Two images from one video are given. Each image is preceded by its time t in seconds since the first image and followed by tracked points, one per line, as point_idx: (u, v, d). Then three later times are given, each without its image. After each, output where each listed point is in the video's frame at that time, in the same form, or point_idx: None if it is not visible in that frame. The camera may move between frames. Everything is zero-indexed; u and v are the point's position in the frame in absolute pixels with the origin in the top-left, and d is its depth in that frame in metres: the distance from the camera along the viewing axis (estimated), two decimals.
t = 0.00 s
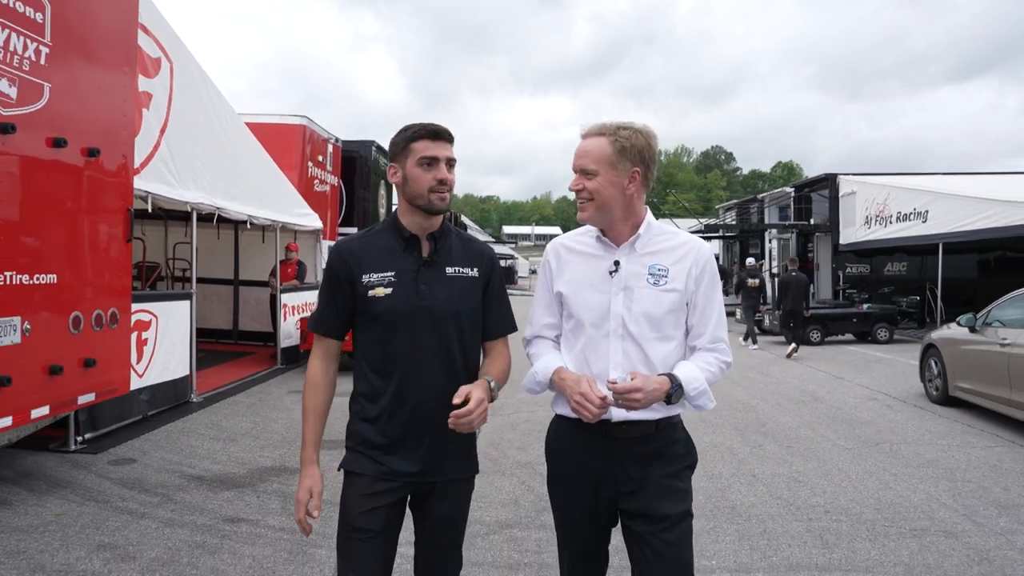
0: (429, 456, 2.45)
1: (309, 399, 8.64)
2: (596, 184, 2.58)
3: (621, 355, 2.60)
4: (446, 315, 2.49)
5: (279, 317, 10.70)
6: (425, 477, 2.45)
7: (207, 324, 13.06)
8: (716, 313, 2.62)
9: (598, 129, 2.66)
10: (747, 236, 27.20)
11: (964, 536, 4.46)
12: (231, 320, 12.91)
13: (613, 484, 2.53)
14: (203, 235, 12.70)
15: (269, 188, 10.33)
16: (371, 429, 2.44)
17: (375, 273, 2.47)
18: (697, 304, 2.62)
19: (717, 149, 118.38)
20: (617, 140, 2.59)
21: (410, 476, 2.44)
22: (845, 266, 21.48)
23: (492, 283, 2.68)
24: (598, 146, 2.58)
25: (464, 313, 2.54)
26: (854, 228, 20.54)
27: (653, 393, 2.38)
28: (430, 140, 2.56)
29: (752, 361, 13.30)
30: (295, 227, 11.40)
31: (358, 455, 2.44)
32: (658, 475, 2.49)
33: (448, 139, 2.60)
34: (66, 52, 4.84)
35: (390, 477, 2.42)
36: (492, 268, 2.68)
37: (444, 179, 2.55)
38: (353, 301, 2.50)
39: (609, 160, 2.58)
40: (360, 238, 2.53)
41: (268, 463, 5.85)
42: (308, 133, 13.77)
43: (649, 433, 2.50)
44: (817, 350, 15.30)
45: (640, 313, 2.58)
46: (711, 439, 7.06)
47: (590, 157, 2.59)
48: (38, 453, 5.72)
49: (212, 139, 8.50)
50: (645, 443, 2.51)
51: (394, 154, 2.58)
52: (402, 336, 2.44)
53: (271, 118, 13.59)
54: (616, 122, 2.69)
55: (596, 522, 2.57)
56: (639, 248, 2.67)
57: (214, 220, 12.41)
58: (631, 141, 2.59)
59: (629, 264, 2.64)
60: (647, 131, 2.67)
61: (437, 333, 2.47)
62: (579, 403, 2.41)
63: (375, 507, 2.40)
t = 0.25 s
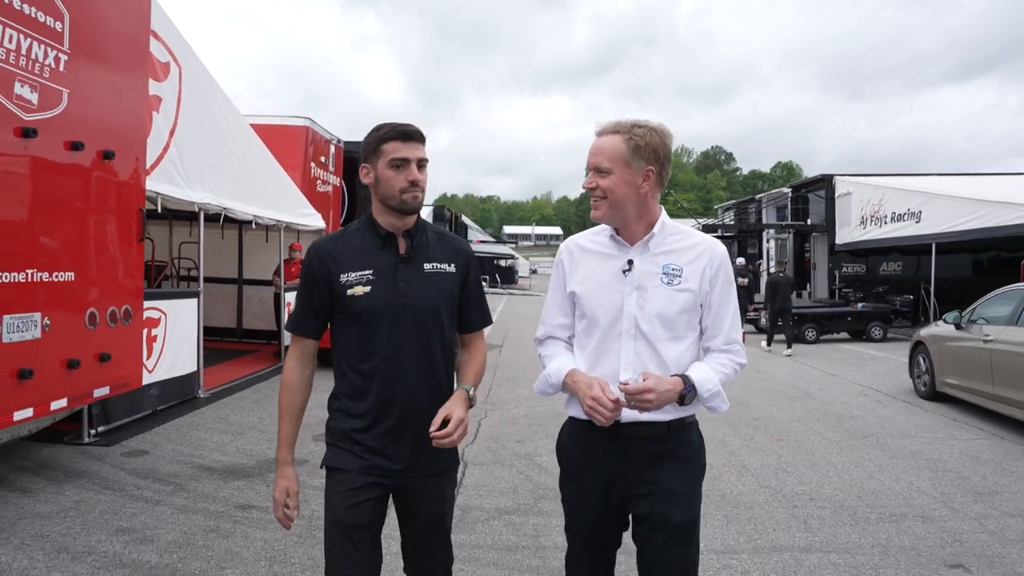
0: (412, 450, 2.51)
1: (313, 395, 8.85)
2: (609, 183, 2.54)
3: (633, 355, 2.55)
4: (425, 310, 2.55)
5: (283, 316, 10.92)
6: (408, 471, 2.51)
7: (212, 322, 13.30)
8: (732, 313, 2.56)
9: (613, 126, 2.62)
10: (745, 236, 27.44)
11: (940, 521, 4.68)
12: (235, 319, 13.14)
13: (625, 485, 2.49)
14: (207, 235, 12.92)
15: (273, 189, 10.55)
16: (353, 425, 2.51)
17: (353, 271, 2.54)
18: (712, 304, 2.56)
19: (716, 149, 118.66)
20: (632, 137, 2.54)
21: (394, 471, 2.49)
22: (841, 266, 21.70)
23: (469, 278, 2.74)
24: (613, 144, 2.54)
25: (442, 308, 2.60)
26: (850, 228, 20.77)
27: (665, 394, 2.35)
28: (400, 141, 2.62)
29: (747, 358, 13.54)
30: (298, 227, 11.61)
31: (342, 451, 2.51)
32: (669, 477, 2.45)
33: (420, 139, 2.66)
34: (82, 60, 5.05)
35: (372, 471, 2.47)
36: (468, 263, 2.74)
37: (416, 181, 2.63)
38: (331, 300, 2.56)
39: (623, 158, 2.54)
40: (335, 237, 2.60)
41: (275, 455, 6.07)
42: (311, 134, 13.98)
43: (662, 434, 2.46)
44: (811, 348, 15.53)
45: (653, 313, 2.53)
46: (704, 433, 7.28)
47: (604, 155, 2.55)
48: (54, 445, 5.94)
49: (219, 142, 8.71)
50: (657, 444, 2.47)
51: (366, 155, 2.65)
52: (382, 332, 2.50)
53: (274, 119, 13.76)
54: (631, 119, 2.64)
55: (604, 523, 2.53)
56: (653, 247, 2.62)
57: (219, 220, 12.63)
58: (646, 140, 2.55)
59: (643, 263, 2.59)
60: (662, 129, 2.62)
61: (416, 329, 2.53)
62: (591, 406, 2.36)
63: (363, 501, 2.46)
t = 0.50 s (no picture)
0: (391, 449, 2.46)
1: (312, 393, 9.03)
2: (617, 180, 2.51)
3: (644, 353, 2.52)
4: (403, 307, 2.47)
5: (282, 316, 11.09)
6: (387, 471, 2.46)
7: (211, 322, 13.47)
8: (744, 307, 2.50)
9: (619, 124, 2.59)
10: (738, 237, 27.72)
11: (916, 511, 4.89)
12: (234, 319, 13.31)
13: (638, 485, 2.46)
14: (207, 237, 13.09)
15: (272, 191, 10.72)
16: (331, 425, 2.46)
17: (329, 267, 2.45)
18: (723, 299, 2.52)
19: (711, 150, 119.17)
20: (638, 134, 2.51)
21: (373, 470, 2.44)
22: (833, 266, 21.96)
23: (447, 274, 2.66)
24: (620, 141, 2.52)
25: (420, 305, 2.52)
26: (842, 229, 21.04)
27: (670, 387, 2.32)
28: (375, 144, 2.50)
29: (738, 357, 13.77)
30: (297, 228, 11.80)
31: (321, 451, 2.46)
32: (682, 477, 2.44)
33: (396, 140, 2.54)
34: (92, 68, 5.23)
35: (350, 471, 2.43)
36: (445, 258, 2.66)
37: (388, 185, 2.51)
38: (307, 297, 2.47)
39: (629, 155, 2.51)
40: (311, 233, 2.50)
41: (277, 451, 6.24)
42: (308, 136, 14.14)
43: (675, 432, 2.45)
44: (801, 347, 15.78)
45: (663, 310, 2.50)
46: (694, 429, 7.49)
47: (611, 152, 2.52)
48: (63, 441, 6.12)
49: (220, 145, 8.89)
50: (671, 444, 2.45)
51: (341, 154, 2.55)
52: (360, 330, 2.43)
53: (271, 122, 13.93)
54: (637, 116, 2.60)
55: (615, 526, 2.46)
56: (662, 244, 2.58)
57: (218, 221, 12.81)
58: (652, 136, 2.51)
59: (652, 260, 2.56)
60: (669, 125, 2.58)
61: (393, 326, 2.45)
62: (597, 400, 2.35)
63: (345, 500, 2.44)
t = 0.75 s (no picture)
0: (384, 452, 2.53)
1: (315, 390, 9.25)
2: (612, 185, 2.56)
3: (643, 355, 2.57)
4: (402, 314, 2.56)
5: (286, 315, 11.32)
6: (383, 472, 2.53)
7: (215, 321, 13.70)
8: (738, 310, 2.52)
9: (614, 129, 2.64)
10: (736, 237, 27.95)
11: (897, 502, 5.11)
12: (238, 318, 13.54)
13: (638, 486, 2.50)
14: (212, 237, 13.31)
15: (276, 192, 10.92)
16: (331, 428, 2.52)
17: (331, 274, 2.53)
18: (719, 301, 2.54)
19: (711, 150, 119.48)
20: (632, 138, 2.56)
21: (366, 471, 2.52)
22: (830, 267, 22.17)
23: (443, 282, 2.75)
24: (615, 145, 2.57)
25: (418, 312, 2.61)
26: (838, 229, 21.25)
27: (655, 388, 2.35)
28: (381, 156, 2.56)
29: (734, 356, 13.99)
30: (301, 228, 12.01)
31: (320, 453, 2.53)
32: (679, 477, 2.49)
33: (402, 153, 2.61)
34: (109, 76, 5.46)
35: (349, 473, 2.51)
36: (441, 266, 2.74)
37: (392, 196, 2.58)
38: (309, 302, 2.54)
39: (624, 159, 2.56)
40: (313, 241, 2.57)
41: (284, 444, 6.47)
42: (311, 138, 14.34)
43: (674, 434, 2.48)
44: (796, 346, 16.01)
45: (659, 313, 2.54)
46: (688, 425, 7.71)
47: (606, 157, 2.57)
48: (78, 435, 6.35)
49: (226, 148, 9.10)
50: (671, 446, 2.49)
51: (349, 162, 2.61)
52: (360, 336, 2.51)
53: (274, 124, 14.11)
54: (633, 120, 2.65)
55: (616, 526, 2.50)
56: (660, 247, 2.62)
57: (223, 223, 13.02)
58: (646, 140, 2.55)
59: (649, 264, 2.60)
60: (663, 129, 2.62)
61: (393, 331, 2.54)
62: (585, 395, 2.43)
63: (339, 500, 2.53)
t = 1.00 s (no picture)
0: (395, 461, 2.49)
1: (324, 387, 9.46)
2: (605, 194, 2.58)
3: (643, 364, 2.57)
4: (421, 320, 2.56)
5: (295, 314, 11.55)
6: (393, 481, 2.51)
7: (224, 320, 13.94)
8: (737, 317, 2.53)
9: (606, 137, 2.64)
10: (739, 237, 28.12)
11: (887, 494, 5.30)
12: (247, 317, 13.79)
13: (643, 496, 2.53)
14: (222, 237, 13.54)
15: (286, 194, 11.12)
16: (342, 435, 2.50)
17: (354, 273, 2.52)
18: (718, 309, 2.55)
19: (716, 149, 119.53)
20: (624, 147, 2.57)
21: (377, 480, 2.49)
22: (832, 266, 22.30)
23: (463, 295, 2.76)
24: (605, 155, 2.57)
25: (436, 320, 2.61)
26: (841, 229, 21.40)
27: (660, 402, 2.33)
28: (416, 159, 2.58)
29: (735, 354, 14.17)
30: (309, 229, 12.23)
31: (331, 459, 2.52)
32: (684, 486, 2.52)
33: (437, 159, 2.63)
34: (130, 84, 5.69)
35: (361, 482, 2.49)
36: (462, 277, 2.75)
37: (422, 201, 2.61)
38: (329, 300, 2.51)
39: (616, 168, 2.56)
40: (341, 238, 2.57)
41: (295, 439, 6.68)
42: (318, 140, 14.53)
43: (677, 444, 2.51)
44: (797, 345, 16.18)
45: (659, 322, 2.55)
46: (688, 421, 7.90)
47: (599, 166, 2.58)
48: (96, 429, 6.57)
49: (237, 151, 9.31)
50: (674, 456, 2.52)
51: (382, 162, 2.63)
52: (378, 338, 2.49)
53: (283, 126, 14.31)
54: (624, 128, 2.65)
55: (624, 536, 2.51)
56: (656, 256, 2.64)
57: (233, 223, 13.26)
58: (639, 148, 2.56)
59: (646, 273, 2.62)
60: (656, 135, 2.63)
61: (411, 336, 2.52)
62: (587, 404, 2.41)
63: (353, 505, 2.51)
